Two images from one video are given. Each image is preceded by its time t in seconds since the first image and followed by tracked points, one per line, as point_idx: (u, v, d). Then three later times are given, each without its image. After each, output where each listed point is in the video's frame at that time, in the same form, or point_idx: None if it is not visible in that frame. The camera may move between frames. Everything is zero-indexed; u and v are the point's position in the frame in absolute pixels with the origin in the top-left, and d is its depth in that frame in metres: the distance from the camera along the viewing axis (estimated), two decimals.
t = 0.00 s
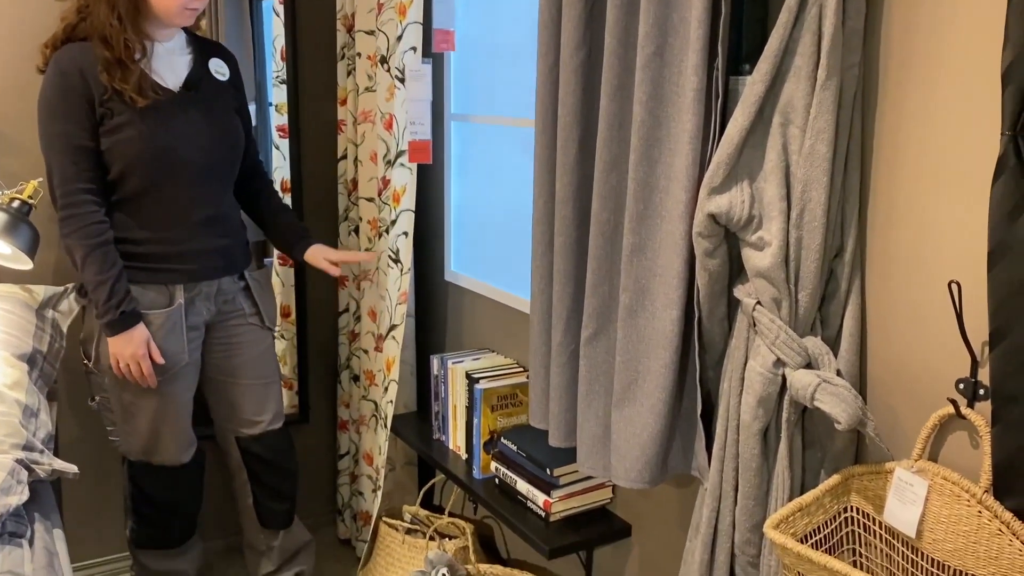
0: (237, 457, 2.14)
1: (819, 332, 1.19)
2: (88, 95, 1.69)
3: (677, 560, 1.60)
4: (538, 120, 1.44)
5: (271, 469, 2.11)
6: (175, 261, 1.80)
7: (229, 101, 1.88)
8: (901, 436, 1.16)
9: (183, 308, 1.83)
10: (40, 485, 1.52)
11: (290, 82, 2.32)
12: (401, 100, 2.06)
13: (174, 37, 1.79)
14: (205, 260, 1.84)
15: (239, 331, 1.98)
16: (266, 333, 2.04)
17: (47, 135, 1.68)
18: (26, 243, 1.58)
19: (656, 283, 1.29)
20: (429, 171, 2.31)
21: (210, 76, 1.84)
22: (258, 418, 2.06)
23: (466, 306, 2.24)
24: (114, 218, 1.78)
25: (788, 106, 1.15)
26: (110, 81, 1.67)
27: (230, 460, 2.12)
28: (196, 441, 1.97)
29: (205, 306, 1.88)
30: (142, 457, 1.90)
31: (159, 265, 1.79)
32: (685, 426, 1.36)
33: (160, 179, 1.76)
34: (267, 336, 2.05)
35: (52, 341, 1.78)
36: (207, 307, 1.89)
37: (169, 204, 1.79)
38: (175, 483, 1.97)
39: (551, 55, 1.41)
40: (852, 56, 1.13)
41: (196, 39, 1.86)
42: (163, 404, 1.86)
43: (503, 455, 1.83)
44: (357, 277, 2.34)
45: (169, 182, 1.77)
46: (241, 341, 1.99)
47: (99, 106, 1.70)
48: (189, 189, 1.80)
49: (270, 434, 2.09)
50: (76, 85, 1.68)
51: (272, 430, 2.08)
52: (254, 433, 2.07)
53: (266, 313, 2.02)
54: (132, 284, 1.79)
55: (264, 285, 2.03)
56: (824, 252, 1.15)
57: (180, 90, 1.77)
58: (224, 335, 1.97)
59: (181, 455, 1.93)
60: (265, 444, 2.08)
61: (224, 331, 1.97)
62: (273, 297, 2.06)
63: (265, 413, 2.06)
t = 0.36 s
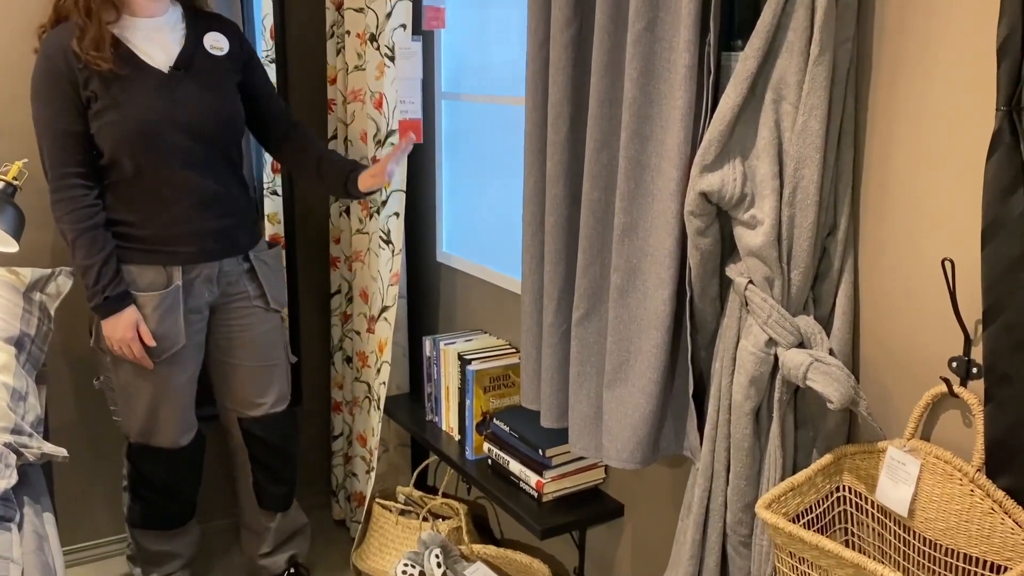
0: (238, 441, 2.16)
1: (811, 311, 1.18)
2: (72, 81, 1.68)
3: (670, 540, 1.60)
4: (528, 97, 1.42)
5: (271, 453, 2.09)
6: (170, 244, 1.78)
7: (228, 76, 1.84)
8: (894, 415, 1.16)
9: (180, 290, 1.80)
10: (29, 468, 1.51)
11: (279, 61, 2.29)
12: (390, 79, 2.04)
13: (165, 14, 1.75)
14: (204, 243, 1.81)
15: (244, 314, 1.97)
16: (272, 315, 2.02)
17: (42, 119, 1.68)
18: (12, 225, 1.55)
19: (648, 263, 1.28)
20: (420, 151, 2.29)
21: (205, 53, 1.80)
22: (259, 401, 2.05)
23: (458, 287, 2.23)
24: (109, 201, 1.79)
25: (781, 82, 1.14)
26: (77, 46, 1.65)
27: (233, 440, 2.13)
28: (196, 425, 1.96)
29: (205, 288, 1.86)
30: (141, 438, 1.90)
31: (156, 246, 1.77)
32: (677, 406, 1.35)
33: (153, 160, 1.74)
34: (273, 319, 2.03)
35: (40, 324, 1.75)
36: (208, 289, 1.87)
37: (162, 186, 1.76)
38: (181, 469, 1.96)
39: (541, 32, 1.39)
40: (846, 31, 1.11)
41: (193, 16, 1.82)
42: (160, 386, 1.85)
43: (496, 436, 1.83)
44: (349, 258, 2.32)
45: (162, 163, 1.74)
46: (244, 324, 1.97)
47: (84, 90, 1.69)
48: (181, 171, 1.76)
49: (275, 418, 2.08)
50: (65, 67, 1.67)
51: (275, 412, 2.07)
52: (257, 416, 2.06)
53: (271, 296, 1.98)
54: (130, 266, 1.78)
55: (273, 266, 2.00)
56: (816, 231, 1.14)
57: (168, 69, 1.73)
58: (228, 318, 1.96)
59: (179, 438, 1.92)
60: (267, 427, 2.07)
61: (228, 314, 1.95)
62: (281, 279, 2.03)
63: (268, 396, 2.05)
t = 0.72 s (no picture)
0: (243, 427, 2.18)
1: (808, 298, 1.17)
2: (75, 66, 1.67)
3: (667, 527, 1.60)
4: (522, 82, 1.41)
5: (271, 443, 2.08)
6: (172, 234, 1.77)
7: (240, 66, 1.81)
8: (891, 401, 1.15)
9: (181, 281, 1.79)
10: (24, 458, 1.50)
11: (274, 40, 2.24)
12: (385, 64, 2.02)
13: None
14: (207, 232, 1.80)
15: (250, 305, 1.95)
16: (282, 307, 2.00)
17: (51, 109, 1.69)
18: (4, 214, 1.53)
19: (644, 249, 1.27)
20: (416, 138, 2.27)
21: (215, 41, 1.77)
22: (262, 392, 2.03)
23: (454, 275, 2.22)
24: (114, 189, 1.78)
25: (777, 66, 1.12)
26: (87, 29, 1.63)
27: (235, 427, 2.14)
28: (200, 416, 1.96)
29: (209, 279, 1.84)
30: (143, 430, 1.90)
31: (159, 237, 1.77)
32: (673, 393, 1.34)
33: (157, 148, 1.73)
34: (283, 311, 2.00)
35: (33, 315, 1.70)
36: (214, 280, 1.85)
37: (164, 175, 1.75)
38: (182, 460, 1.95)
39: (536, 16, 1.37)
40: (844, 12, 1.09)
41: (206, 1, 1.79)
42: (160, 376, 1.85)
43: (493, 424, 1.82)
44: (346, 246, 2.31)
45: (164, 151, 1.73)
46: (253, 315, 1.96)
47: (88, 75, 1.68)
48: (182, 161, 1.75)
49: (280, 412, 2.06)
50: (60, 54, 1.67)
51: (278, 405, 2.05)
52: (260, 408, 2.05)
53: (279, 288, 1.96)
54: (133, 255, 1.78)
55: (285, 257, 1.98)
56: (813, 216, 1.13)
57: (176, 57, 1.71)
58: (235, 308, 1.95)
59: (181, 430, 1.92)
60: (269, 418, 2.05)
61: (234, 304, 1.94)
62: (293, 270, 2.00)
63: (271, 388, 2.03)
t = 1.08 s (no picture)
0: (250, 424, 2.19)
1: (812, 294, 1.16)
2: (90, 59, 1.66)
3: (670, 525, 1.59)
4: (523, 78, 1.40)
5: (275, 441, 2.08)
6: (182, 233, 1.76)
7: (252, 66, 1.81)
8: (895, 398, 1.14)
9: (190, 281, 1.78)
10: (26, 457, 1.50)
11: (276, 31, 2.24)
12: (386, 61, 2.01)
13: None
14: (217, 232, 1.79)
15: (259, 305, 1.95)
16: (291, 307, 2.00)
17: (61, 103, 1.68)
18: (4, 212, 1.52)
19: (646, 246, 1.26)
20: (418, 134, 2.26)
21: (229, 39, 1.77)
22: (269, 391, 2.03)
23: (456, 272, 2.21)
24: (124, 186, 1.77)
25: (780, 60, 1.11)
26: (104, 23, 1.63)
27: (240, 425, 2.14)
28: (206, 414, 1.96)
29: (218, 279, 1.83)
30: (149, 428, 1.91)
31: (167, 236, 1.76)
32: (676, 390, 1.33)
33: (168, 145, 1.72)
34: (291, 312, 2.00)
35: (35, 313, 1.70)
36: (222, 280, 1.85)
37: (175, 174, 1.74)
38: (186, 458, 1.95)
39: (537, 10, 1.36)
40: (848, 5, 1.08)
41: None
42: (166, 375, 1.84)
43: (495, 422, 1.82)
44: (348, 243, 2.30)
45: (175, 148, 1.72)
46: (261, 314, 1.96)
47: (101, 69, 1.67)
48: (192, 158, 1.74)
49: (285, 410, 2.05)
50: (64, 50, 1.66)
51: (285, 404, 2.05)
52: (266, 406, 2.05)
53: (287, 288, 1.95)
54: (142, 253, 1.77)
55: (294, 256, 1.97)
56: (816, 212, 1.12)
57: (190, 53, 1.71)
58: (243, 307, 1.94)
59: (187, 429, 1.92)
60: (274, 417, 2.05)
61: (243, 303, 1.94)
62: (302, 271, 2.00)
63: (278, 387, 2.03)
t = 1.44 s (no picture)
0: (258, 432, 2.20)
1: (815, 305, 1.15)
2: (99, 70, 1.68)
3: (674, 536, 1.59)
4: (526, 88, 1.40)
5: (281, 450, 2.08)
6: (190, 244, 1.77)
7: (258, 77, 1.82)
8: (899, 410, 1.13)
9: (198, 293, 1.79)
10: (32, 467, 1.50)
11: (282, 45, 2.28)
12: (391, 72, 2.02)
13: (202, 10, 1.75)
14: (225, 243, 1.80)
15: (268, 315, 1.95)
16: (299, 318, 2.00)
17: (69, 114, 1.69)
18: (12, 224, 1.53)
19: (648, 256, 1.26)
20: (423, 144, 2.27)
21: (239, 51, 1.78)
22: (277, 401, 2.04)
23: (461, 281, 2.22)
24: (132, 199, 1.78)
25: (781, 71, 1.11)
26: (114, 34, 1.65)
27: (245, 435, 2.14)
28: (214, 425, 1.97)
29: (227, 290, 1.85)
30: (156, 439, 1.91)
31: (175, 248, 1.77)
32: (679, 401, 1.33)
33: (176, 157, 1.73)
34: (300, 322, 2.01)
35: (42, 322, 1.71)
36: (230, 291, 1.86)
37: (183, 185, 1.75)
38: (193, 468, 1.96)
39: (539, 22, 1.36)
40: (849, 16, 1.08)
41: (234, 13, 1.82)
42: (173, 385, 1.85)
43: (499, 432, 1.81)
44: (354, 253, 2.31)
45: (183, 160, 1.73)
46: (269, 325, 1.96)
47: (110, 81, 1.68)
48: (200, 169, 1.75)
49: (291, 420, 2.06)
50: (72, 62, 1.68)
51: (292, 414, 2.05)
52: (274, 416, 2.05)
53: (296, 298, 1.96)
54: (150, 266, 1.78)
55: (301, 267, 1.98)
56: (819, 223, 1.12)
57: (199, 64, 1.72)
58: (252, 318, 1.95)
59: (196, 440, 1.92)
60: (280, 426, 2.05)
61: (252, 314, 1.95)
62: (310, 282, 2.00)
63: (286, 397, 2.04)
